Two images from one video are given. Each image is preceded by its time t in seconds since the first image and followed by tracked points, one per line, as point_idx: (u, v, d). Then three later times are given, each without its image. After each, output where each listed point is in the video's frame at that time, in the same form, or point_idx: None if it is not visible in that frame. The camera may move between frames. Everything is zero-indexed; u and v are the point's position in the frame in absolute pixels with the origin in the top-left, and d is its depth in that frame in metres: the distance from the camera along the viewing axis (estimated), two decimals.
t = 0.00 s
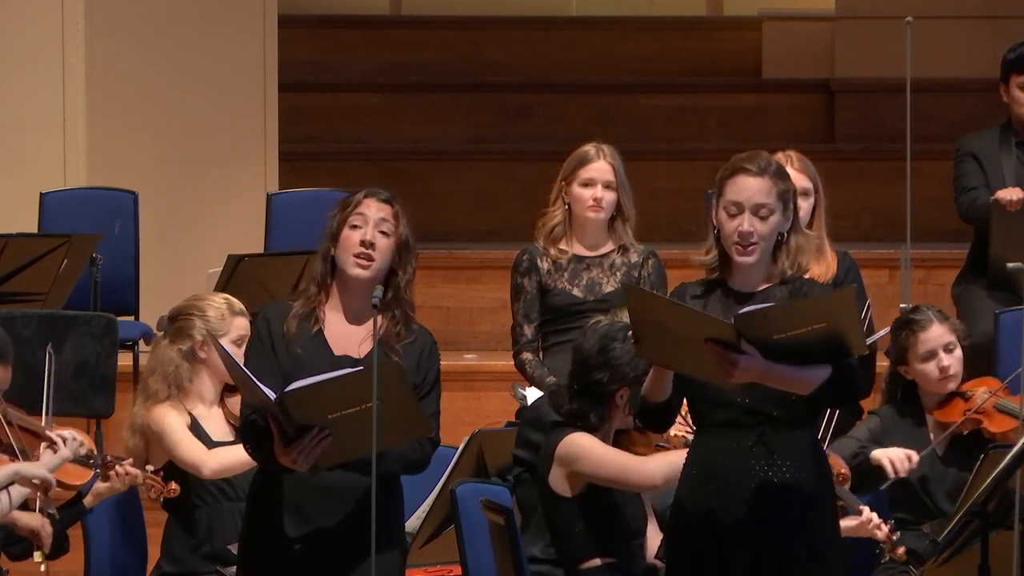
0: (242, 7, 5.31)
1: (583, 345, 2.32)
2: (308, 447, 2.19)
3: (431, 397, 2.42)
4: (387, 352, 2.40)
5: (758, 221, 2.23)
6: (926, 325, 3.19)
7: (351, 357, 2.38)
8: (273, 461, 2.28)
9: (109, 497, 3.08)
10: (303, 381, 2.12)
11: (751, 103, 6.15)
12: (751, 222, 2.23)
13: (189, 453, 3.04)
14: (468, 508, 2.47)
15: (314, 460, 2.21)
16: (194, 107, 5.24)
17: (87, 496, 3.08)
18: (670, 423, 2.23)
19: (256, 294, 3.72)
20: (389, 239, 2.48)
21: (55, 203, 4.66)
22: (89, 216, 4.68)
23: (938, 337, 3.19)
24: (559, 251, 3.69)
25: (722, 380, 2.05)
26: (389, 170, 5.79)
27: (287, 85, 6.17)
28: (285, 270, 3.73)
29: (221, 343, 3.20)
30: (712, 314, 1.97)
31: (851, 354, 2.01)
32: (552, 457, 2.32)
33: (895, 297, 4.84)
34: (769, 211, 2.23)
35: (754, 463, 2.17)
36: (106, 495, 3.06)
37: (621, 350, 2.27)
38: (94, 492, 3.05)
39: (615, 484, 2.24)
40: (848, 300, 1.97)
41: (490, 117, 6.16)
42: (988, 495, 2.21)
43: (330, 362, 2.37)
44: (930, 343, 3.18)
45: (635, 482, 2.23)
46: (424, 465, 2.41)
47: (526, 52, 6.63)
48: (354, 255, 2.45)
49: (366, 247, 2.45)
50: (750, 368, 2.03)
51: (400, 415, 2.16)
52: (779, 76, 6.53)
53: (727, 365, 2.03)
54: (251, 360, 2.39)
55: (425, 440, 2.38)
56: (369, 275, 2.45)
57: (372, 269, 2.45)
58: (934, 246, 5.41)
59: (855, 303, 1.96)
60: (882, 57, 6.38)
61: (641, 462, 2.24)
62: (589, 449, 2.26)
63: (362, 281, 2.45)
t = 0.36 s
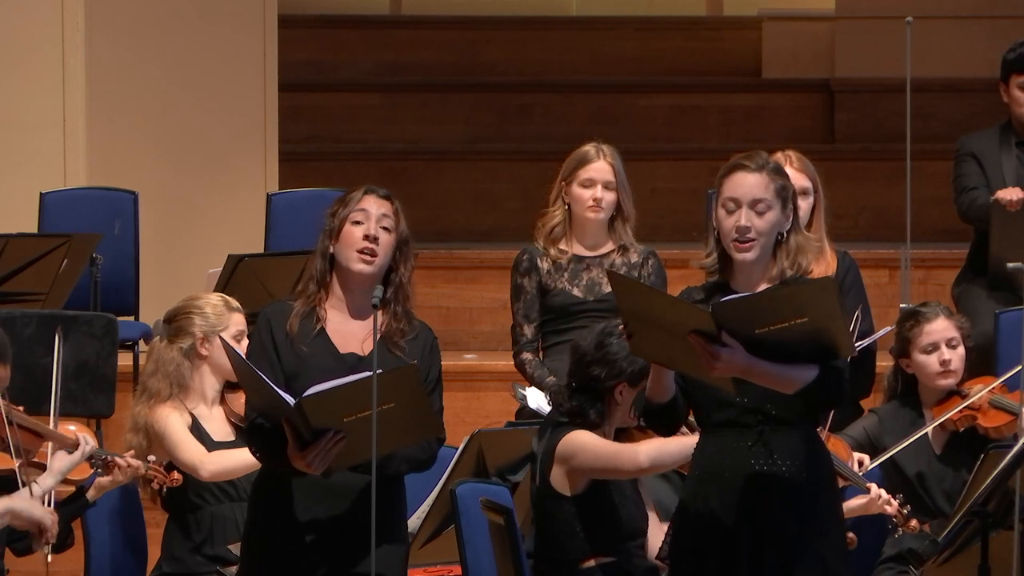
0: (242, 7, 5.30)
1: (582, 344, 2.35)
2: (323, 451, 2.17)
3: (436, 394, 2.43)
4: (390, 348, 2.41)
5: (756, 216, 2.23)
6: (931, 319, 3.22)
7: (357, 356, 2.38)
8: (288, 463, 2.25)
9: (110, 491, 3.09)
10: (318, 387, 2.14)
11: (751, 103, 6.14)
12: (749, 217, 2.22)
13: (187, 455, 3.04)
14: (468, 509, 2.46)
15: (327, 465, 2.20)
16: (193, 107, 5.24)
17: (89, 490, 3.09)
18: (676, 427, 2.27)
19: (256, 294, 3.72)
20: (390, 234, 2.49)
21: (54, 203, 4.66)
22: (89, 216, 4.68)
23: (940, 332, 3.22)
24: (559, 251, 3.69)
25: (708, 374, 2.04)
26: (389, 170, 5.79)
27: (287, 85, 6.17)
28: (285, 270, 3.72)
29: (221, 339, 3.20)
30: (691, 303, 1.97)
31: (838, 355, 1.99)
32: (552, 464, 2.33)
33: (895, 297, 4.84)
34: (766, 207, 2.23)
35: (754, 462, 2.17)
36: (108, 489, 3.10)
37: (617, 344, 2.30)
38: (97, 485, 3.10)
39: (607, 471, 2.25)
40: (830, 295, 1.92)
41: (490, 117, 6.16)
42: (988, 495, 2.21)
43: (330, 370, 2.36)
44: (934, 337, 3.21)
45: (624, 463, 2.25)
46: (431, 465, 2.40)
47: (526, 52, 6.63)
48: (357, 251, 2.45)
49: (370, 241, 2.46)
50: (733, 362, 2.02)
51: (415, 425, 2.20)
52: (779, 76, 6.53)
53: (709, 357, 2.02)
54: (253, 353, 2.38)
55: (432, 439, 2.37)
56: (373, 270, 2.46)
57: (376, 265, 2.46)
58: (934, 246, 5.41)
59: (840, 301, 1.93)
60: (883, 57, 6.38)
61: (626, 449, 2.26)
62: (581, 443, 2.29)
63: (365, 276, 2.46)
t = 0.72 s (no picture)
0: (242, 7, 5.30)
1: (582, 345, 2.34)
2: (328, 462, 2.19)
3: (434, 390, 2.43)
4: (385, 345, 2.41)
5: (761, 215, 2.24)
6: (933, 318, 3.22)
7: (351, 355, 2.39)
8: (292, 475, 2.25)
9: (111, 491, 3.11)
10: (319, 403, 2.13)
11: (751, 103, 6.14)
12: (755, 216, 2.23)
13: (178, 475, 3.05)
14: (467, 509, 2.46)
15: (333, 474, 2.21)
16: (194, 107, 5.24)
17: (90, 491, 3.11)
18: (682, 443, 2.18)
19: (257, 294, 3.72)
20: (374, 230, 2.48)
21: (55, 203, 4.67)
22: (89, 216, 4.68)
23: (944, 332, 3.21)
24: (559, 251, 3.69)
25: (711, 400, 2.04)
26: (389, 170, 5.79)
27: (287, 85, 6.17)
28: (286, 270, 3.72)
29: (222, 340, 3.20)
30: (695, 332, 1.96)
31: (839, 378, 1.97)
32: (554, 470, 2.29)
33: (895, 297, 4.84)
34: (771, 204, 2.24)
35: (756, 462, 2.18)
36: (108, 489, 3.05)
37: (616, 342, 2.28)
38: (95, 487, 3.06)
39: (607, 455, 2.21)
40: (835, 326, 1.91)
41: (490, 117, 6.16)
42: (988, 495, 2.21)
43: (325, 373, 2.37)
44: (936, 336, 3.21)
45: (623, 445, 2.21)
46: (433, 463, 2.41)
47: (526, 52, 6.63)
48: (344, 251, 2.44)
49: (354, 239, 2.44)
50: (737, 389, 2.03)
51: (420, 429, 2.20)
52: (779, 76, 6.53)
53: (713, 386, 2.02)
54: (248, 365, 2.38)
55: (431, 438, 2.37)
56: (360, 269, 2.44)
57: (363, 263, 2.44)
58: (934, 246, 5.41)
59: (840, 326, 1.91)
60: (883, 57, 6.38)
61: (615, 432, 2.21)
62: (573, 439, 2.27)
63: (353, 275, 2.45)
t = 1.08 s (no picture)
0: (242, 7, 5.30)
1: (576, 348, 2.34)
2: (312, 466, 2.18)
3: (423, 386, 2.42)
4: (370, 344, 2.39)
5: (767, 214, 2.24)
6: (937, 317, 3.19)
7: (338, 356, 2.37)
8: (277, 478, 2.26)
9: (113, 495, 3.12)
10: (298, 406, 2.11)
11: (751, 103, 6.14)
12: (762, 216, 2.23)
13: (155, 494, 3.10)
14: (468, 508, 2.55)
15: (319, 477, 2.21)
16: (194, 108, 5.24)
17: (96, 490, 3.03)
18: (683, 444, 2.28)
19: (257, 294, 3.72)
20: (332, 229, 2.43)
21: (55, 203, 4.67)
22: (89, 216, 4.68)
23: (946, 331, 3.19)
24: (559, 251, 3.69)
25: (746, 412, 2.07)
26: (389, 170, 5.79)
27: (287, 85, 6.17)
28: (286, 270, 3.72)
29: (222, 345, 3.16)
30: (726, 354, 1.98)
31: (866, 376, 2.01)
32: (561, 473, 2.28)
33: (895, 297, 4.85)
34: (777, 203, 2.25)
35: (762, 462, 2.17)
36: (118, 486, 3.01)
37: (609, 338, 2.28)
38: (106, 484, 3.00)
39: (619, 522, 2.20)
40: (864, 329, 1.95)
41: (490, 117, 6.16)
42: (987, 496, 2.21)
43: (310, 375, 2.35)
44: (938, 335, 3.18)
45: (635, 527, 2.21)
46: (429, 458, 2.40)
47: (526, 52, 6.64)
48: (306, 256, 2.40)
49: (312, 245, 2.40)
50: (772, 402, 2.05)
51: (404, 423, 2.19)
52: (779, 76, 6.53)
53: (749, 400, 2.05)
54: (239, 383, 2.35)
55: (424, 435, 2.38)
56: (324, 273, 2.40)
57: (326, 267, 2.40)
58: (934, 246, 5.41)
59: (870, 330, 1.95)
60: (883, 57, 6.38)
61: (645, 515, 2.20)
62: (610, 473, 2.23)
63: (320, 280, 2.40)
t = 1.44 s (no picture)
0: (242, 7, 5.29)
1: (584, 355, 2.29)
2: (286, 447, 2.16)
3: (408, 372, 2.40)
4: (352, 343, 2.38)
5: (778, 212, 2.23)
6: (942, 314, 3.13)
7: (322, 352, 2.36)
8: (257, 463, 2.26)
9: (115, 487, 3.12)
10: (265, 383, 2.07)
11: (751, 102, 6.15)
12: (773, 214, 2.23)
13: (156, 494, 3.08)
14: (468, 507, 2.62)
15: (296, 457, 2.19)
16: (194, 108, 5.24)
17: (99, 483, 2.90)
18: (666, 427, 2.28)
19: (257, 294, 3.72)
20: (309, 229, 2.41)
21: (55, 203, 4.67)
22: (89, 216, 4.68)
23: (948, 329, 3.14)
24: (559, 251, 3.69)
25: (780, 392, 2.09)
26: (389, 170, 5.80)
27: (287, 85, 6.17)
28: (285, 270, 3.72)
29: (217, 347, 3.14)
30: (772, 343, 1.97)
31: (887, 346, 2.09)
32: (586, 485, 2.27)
33: (895, 297, 4.85)
34: (787, 201, 2.24)
35: (771, 463, 2.18)
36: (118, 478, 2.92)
37: (622, 343, 2.24)
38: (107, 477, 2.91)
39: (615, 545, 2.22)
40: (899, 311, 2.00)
41: (490, 117, 6.16)
42: (988, 495, 2.21)
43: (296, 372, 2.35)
44: (941, 333, 3.13)
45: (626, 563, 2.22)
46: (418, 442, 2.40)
47: (526, 52, 6.64)
48: (283, 258, 2.39)
49: (288, 246, 2.38)
50: (806, 381, 2.06)
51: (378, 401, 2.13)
52: (779, 76, 6.53)
53: (785, 381, 2.06)
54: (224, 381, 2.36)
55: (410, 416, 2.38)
56: (301, 272, 2.38)
57: (303, 265, 2.38)
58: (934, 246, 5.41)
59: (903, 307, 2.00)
60: (883, 57, 6.38)
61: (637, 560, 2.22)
62: (622, 511, 2.22)
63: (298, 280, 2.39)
